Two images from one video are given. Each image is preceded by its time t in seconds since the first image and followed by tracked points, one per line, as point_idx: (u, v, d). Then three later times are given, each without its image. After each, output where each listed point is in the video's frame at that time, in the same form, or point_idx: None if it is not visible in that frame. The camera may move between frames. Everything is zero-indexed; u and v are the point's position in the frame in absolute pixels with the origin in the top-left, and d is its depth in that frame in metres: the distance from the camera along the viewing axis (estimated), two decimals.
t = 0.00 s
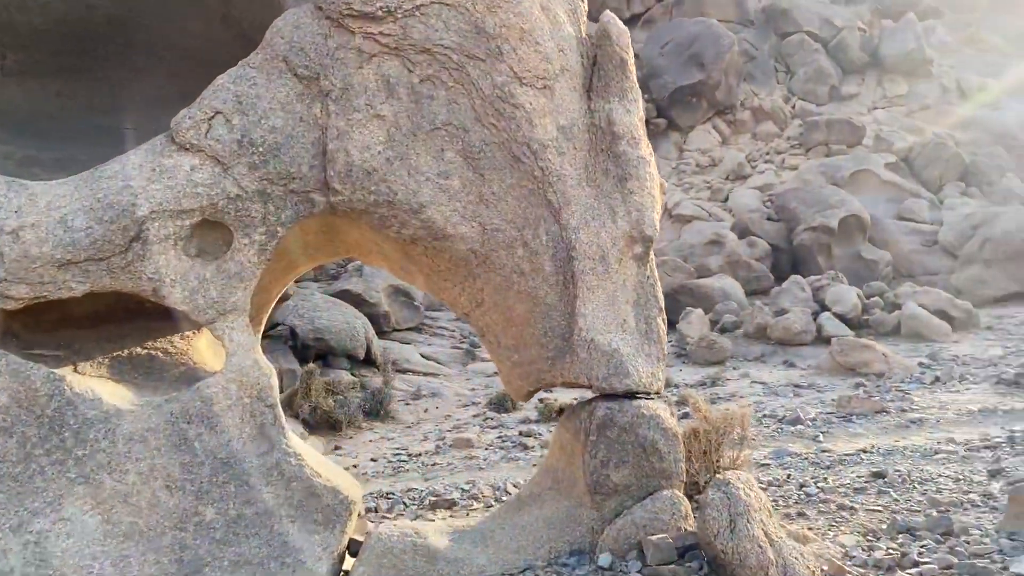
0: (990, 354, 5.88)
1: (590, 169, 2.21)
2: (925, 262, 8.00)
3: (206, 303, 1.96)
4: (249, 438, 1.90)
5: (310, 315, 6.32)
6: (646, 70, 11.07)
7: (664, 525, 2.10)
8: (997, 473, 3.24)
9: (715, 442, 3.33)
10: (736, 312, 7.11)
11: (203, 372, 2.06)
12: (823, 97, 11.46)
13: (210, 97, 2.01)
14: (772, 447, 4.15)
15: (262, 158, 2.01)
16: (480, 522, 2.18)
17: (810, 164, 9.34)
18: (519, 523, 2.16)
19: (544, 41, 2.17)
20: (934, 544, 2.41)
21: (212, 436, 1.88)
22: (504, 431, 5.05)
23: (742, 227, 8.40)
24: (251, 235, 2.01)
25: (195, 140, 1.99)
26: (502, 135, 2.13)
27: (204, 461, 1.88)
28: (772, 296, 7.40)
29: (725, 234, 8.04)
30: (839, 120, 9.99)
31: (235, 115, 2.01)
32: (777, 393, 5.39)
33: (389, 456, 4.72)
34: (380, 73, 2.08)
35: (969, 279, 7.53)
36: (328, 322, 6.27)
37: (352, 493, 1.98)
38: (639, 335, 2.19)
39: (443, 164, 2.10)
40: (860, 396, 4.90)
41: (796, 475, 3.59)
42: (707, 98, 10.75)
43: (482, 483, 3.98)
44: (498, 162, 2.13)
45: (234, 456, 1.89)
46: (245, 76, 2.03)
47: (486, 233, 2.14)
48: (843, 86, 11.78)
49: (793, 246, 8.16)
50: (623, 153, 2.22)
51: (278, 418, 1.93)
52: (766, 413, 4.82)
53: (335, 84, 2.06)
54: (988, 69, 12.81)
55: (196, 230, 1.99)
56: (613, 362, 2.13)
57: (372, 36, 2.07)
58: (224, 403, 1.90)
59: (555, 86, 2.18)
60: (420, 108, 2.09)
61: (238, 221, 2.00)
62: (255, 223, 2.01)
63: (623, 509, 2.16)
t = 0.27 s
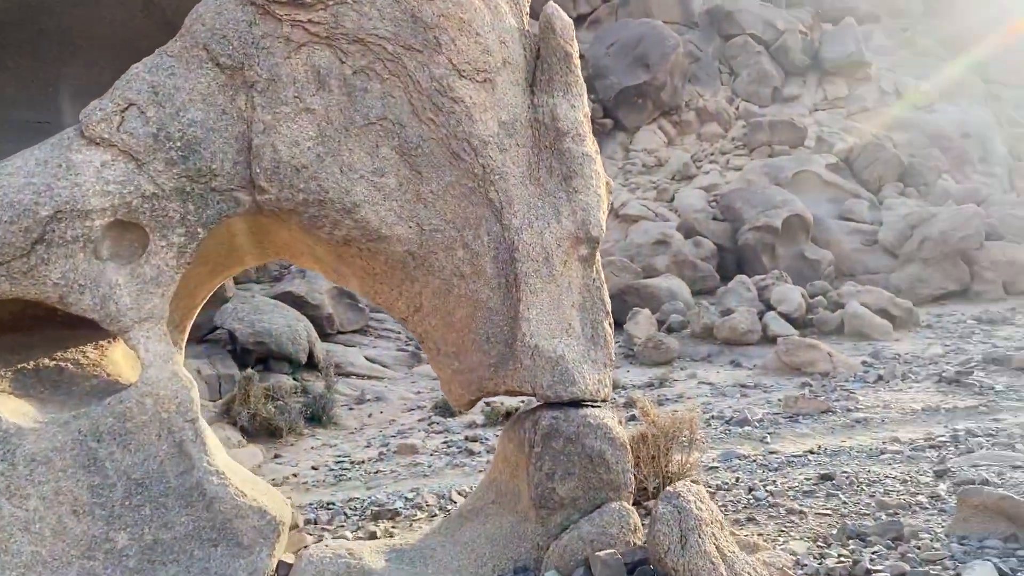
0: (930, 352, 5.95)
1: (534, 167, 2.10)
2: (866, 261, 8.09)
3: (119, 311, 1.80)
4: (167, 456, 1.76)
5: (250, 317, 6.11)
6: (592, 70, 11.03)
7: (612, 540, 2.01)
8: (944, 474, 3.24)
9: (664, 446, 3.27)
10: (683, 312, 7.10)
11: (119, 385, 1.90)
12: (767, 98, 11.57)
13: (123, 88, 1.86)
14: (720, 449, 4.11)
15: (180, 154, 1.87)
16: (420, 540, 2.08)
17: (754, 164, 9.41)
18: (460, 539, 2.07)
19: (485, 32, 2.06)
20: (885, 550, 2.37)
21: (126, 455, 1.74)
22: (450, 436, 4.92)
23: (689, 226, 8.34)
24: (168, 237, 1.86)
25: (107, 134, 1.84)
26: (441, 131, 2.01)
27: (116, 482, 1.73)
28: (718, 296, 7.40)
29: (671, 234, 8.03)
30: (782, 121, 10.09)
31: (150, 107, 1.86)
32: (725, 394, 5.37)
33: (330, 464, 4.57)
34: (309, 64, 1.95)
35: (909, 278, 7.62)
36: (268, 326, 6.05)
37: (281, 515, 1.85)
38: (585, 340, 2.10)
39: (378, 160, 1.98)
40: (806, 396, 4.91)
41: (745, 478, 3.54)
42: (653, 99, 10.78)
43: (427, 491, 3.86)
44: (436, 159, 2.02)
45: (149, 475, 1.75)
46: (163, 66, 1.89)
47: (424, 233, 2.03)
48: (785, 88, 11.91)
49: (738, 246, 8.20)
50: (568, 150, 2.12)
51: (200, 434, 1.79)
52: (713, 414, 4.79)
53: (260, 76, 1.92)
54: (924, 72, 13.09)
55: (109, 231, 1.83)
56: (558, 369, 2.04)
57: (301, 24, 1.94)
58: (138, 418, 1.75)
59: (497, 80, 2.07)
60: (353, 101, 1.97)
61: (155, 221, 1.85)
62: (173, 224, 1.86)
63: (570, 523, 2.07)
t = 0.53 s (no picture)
0: (870, 353, 6.00)
1: (474, 170, 2.01)
2: (806, 264, 8.18)
3: (20, 326, 1.64)
4: (74, 484, 1.63)
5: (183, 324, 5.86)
6: (536, 71, 10.97)
7: (556, 561, 1.91)
8: (888, 478, 3.23)
9: (610, 455, 3.19)
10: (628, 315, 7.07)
11: (23, 404, 1.74)
12: (708, 102, 11.67)
13: (24, 81, 1.69)
14: (666, 455, 4.07)
15: (88, 154, 1.71)
16: (354, 564, 1.98)
17: (697, 167, 9.46)
18: (396, 563, 1.97)
19: (421, 28, 1.96)
20: (834, 561, 2.33)
21: (28, 484, 1.60)
22: (391, 445, 4.78)
23: (633, 229, 8.41)
24: (75, 245, 1.70)
25: (4, 131, 1.66)
26: (375, 131, 1.90)
27: (15, 514, 1.58)
28: (663, 298, 7.39)
29: (616, 236, 8.00)
30: (724, 124, 10.16)
31: (55, 103, 1.69)
32: (670, 397, 5.33)
33: (266, 476, 4.39)
34: (231, 58, 1.82)
35: (849, 279, 7.68)
36: (203, 332, 5.82)
37: (201, 543, 1.73)
38: (528, 351, 2.01)
39: (306, 162, 1.86)
40: (751, 399, 4.90)
41: (692, 485, 3.49)
42: (598, 101, 10.77)
43: (367, 504, 3.71)
44: (369, 161, 1.90)
45: (54, 504, 1.61)
46: (69, 57, 1.73)
47: (357, 239, 1.91)
48: (727, 91, 12.02)
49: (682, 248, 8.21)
50: (509, 152, 2.03)
51: (110, 457, 1.66)
52: (659, 419, 4.75)
53: (177, 72, 1.79)
54: (860, 77, 13.35)
55: (9, 238, 1.66)
56: (499, 381, 1.95)
57: (222, 16, 1.80)
58: (40, 443, 1.62)
59: (433, 78, 1.97)
60: (280, 99, 1.85)
61: (61, 227, 1.69)
62: (82, 229, 1.71)
63: (512, 544, 1.97)
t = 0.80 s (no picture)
0: (812, 351, 6.06)
1: (418, 165, 1.91)
2: (748, 263, 8.24)
3: None
4: None
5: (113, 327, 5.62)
6: (479, 70, 10.87)
7: None
8: (836, 477, 3.22)
9: (558, 459, 3.12)
10: (573, 314, 7.03)
11: None
12: (651, 102, 11.72)
13: None
14: (613, 456, 4.02)
15: None
16: None
17: (641, 167, 9.48)
18: None
19: (360, 15, 1.84)
20: (788, 566, 2.30)
21: None
22: (332, 451, 4.64)
23: (577, 229, 8.34)
24: None
25: None
26: (311, 123, 1.79)
27: None
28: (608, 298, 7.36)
29: (561, 236, 7.96)
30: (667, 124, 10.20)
31: None
32: (617, 398, 5.30)
33: (201, 486, 4.21)
34: (154, 44, 1.67)
35: (790, 278, 7.75)
36: (133, 336, 5.57)
37: (124, 567, 1.60)
38: (476, 356, 1.92)
39: (237, 155, 1.73)
40: (697, 399, 4.88)
41: (641, 487, 3.44)
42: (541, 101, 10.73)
43: (307, 513, 3.57)
44: (306, 154, 1.79)
45: None
46: None
47: (293, 238, 1.79)
48: (669, 92, 12.10)
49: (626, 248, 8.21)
50: (455, 148, 1.94)
51: (22, 476, 1.53)
52: (606, 420, 4.70)
53: (95, 57, 1.63)
54: (798, 80, 13.57)
55: None
56: (445, 387, 1.87)
57: None
58: None
59: (374, 67, 1.86)
60: (208, 87, 1.71)
61: None
62: None
63: (460, 559, 1.88)
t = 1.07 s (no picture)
0: (751, 349, 6.10)
1: (357, 159, 1.79)
2: (685, 262, 8.28)
3: None
4: None
5: (30, 331, 5.33)
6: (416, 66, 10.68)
7: None
8: (782, 478, 3.20)
9: (504, 465, 3.02)
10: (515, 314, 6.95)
11: None
12: (588, 101, 11.72)
13: None
14: (558, 459, 3.94)
15: None
16: None
17: (580, 165, 9.45)
18: None
19: None
20: (742, 573, 2.25)
21: None
22: (265, 459, 4.45)
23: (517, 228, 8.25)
24: None
25: None
26: (240, 113, 1.64)
27: None
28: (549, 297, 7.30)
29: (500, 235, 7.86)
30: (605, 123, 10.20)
31: None
32: (560, 399, 5.23)
33: (125, 500, 3.99)
34: (63, 24, 1.44)
35: (727, 276, 7.82)
36: (53, 341, 5.30)
37: None
38: (421, 361, 1.84)
39: (158, 148, 1.55)
40: (640, 399, 4.85)
41: (587, 491, 3.36)
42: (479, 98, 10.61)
43: (240, 526, 3.40)
44: (233, 147, 1.63)
45: None
46: None
47: (220, 237, 1.63)
48: (606, 91, 12.12)
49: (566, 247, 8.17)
50: (396, 141, 1.84)
51: None
52: (549, 422, 4.63)
53: None
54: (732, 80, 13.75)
55: None
56: (389, 397, 1.78)
57: None
58: None
59: (308, 53, 1.72)
60: (126, 73, 1.51)
61: None
62: None
63: None
